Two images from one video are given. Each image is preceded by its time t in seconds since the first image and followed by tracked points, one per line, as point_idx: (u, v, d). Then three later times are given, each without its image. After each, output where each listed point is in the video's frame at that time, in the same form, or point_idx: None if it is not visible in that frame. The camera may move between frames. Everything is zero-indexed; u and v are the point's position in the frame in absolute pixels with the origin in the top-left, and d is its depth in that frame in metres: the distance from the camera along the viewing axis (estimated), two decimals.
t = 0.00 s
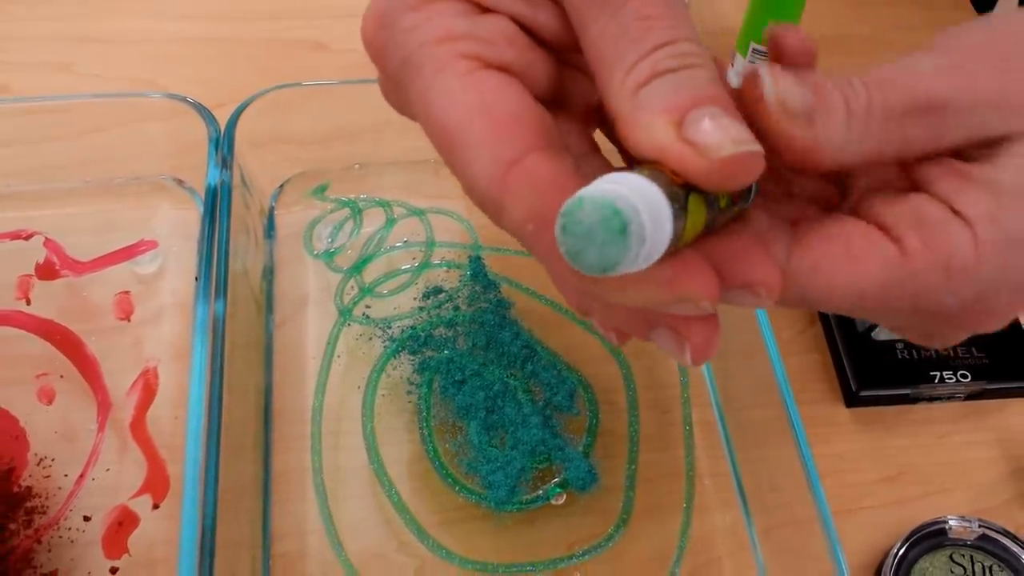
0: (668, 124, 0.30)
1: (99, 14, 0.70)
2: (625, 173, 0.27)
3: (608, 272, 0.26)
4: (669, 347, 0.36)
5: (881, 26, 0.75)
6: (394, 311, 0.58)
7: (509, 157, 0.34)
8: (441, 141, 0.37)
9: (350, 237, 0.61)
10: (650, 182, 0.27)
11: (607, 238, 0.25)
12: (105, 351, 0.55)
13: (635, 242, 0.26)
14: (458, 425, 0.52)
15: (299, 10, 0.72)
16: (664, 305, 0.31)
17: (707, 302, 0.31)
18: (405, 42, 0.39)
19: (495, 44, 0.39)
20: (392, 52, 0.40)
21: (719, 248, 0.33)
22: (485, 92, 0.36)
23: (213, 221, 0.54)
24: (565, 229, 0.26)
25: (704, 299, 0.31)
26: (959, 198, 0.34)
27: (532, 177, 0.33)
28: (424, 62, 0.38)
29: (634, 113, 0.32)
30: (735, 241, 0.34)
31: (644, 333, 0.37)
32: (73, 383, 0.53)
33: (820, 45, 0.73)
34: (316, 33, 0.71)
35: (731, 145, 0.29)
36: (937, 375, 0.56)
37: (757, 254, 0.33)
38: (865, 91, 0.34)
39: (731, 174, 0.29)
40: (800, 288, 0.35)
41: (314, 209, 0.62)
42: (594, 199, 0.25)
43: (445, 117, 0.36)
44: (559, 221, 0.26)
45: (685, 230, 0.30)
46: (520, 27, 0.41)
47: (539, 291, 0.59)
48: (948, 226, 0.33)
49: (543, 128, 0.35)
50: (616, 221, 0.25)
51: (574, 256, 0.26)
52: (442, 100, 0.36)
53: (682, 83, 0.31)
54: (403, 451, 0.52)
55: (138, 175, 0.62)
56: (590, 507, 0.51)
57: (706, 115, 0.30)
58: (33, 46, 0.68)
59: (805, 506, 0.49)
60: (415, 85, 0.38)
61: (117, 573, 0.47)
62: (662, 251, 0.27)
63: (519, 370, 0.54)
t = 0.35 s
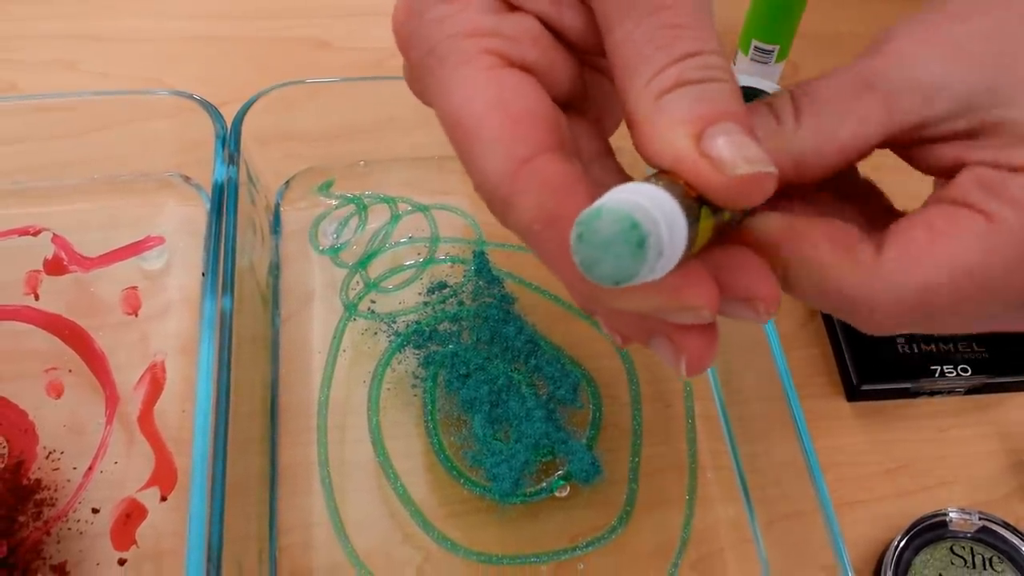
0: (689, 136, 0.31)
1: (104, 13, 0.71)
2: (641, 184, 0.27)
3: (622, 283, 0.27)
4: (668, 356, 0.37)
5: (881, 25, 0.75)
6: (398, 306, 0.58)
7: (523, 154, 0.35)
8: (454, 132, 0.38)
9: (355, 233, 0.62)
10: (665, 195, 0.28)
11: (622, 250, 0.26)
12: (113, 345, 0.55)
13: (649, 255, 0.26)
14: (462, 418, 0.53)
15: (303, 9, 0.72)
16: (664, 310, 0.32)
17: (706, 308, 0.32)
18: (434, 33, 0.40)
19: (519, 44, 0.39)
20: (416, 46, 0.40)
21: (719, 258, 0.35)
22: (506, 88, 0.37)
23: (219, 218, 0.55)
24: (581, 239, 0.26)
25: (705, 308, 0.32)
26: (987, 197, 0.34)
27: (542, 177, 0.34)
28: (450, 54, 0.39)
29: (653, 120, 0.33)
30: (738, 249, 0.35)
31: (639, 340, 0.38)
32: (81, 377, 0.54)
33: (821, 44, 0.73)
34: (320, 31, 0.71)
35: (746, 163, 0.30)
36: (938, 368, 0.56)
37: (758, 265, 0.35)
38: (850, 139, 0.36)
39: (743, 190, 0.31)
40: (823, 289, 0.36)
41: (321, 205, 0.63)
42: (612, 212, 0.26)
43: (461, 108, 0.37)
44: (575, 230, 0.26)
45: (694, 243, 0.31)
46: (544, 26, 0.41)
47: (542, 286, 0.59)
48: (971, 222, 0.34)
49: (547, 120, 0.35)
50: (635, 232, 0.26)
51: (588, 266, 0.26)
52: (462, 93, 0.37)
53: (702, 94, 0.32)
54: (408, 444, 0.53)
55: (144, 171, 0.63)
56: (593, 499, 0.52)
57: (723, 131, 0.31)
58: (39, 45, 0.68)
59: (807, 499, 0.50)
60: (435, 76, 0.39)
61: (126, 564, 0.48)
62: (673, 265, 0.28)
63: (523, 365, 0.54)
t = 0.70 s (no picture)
0: (660, 92, 0.31)
1: (108, 16, 0.71)
2: (603, 141, 0.26)
3: (587, 240, 0.26)
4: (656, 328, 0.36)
5: (882, 29, 0.76)
6: (400, 309, 0.59)
7: (500, 127, 0.35)
8: (427, 112, 0.37)
9: (357, 236, 0.62)
10: (630, 151, 0.27)
11: (585, 206, 0.25)
12: (116, 348, 0.55)
13: (610, 209, 0.25)
14: (464, 421, 0.53)
15: (304, 13, 0.73)
16: (649, 271, 0.31)
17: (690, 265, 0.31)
18: (402, 18, 0.39)
19: (489, 19, 0.40)
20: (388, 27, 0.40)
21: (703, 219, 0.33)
22: (477, 66, 0.37)
23: (222, 220, 0.55)
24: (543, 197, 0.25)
25: (690, 263, 0.31)
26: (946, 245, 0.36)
27: (520, 147, 0.34)
28: (418, 37, 0.38)
29: (625, 82, 0.33)
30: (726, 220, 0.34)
31: (629, 311, 0.37)
32: (83, 380, 0.54)
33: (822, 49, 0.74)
34: (322, 35, 0.71)
35: (717, 111, 0.29)
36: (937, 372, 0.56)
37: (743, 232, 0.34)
38: (855, 144, 0.35)
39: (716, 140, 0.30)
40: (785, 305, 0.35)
41: (323, 208, 0.63)
42: (573, 167, 0.25)
43: (437, 88, 0.37)
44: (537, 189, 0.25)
45: (670, 199, 0.30)
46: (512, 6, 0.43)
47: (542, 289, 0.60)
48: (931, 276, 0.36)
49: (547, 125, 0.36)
50: (598, 188, 0.25)
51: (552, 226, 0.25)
52: (434, 72, 0.37)
53: (673, 51, 0.32)
54: (410, 446, 0.53)
55: (146, 174, 0.63)
56: (594, 502, 0.52)
57: (696, 83, 0.31)
58: (42, 48, 0.69)
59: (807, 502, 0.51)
60: (406, 61, 0.39)
61: (129, 566, 0.48)
62: (637, 222, 0.27)
63: (525, 367, 0.54)
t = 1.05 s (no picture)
0: (647, 130, 0.31)
1: (112, 22, 0.71)
2: (593, 170, 0.27)
3: (568, 264, 0.26)
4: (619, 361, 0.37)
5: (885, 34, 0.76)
6: (404, 316, 0.59)
7: (486, 152, 0.35)
8: (414, 134, 0.37)
9: (361, 243, 0.62)
10: (618, 180, 0.28)
11: (570, 228, 0.25)
12: (119, 355, 0.55)
13: (596, 233, 0.26)
14: (468, 428, 0.53)
15: (308, 19, 0.72)
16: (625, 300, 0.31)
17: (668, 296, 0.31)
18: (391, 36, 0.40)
19: (480, 45, 0.40)
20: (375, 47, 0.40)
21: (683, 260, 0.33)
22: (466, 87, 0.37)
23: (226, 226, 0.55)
24: (531, 218, 0.26)
25: (668, 295, 0.31)
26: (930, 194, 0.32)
27: (504, 175, 0.34)
28: (406, 55, 0.39)
29: (615, 120, 0.32)
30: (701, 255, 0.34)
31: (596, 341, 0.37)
32: (87, 387, 0.54)
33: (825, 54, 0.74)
34: (325, 40, 0.71)
35: (704, 155, 0.30)
36: (942, 379, 0.57)
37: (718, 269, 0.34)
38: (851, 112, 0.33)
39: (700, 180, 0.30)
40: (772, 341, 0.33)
41: (326, 214, 0.63)
42: (559, 190, 0.26)
43: (420, 110, 0.37)
44: (525, 208, 0.26)
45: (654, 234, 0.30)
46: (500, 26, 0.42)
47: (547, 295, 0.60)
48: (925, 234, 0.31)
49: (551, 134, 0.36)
50: (582, 215, 0.25)
51: (537, 245, 0.26)
52: (419, 94, 0.37)
53: (660, 90, 0.32)
54: (414, 453, 0.53)
55: (150, 180, 0.63)
56: (599, 508, 0.52)
57: (682, 124, 0.31)
58: (45, 54, 0.69)
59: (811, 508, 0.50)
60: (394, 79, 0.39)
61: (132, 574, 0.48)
62: (625, 250, 0.28)
63: (528, 375, 0.54)
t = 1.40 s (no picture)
0: (656, 117, 0.32)
1: (111, 26, 0.71)
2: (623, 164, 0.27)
3: (624, 267, 0.26)
4: (582, 395, 0.35)
5: (886, 38, 0.75)
6: (404, 321, 0.58)
7: (496, 139, 0.34)
8: (421, 124, 0.37)
9: (360, 248, 0.62)
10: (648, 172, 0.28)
11: (623, 229, 0.25)
12: (118, 361, 0.55)
13: (649, 227, 0.26)
14: (468, 435, 0.53)
15: (307, 23, 0.72)
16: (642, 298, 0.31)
17: (687, 298, 0.31)
18: (393, 27, 0.39)
19: (484, 34, 0.40)
20: (376, 39, 0.40)
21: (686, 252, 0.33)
22: (472, 74, 0.36)
23: (224, 231, 0.55)
24: (576, 229, 0.26)
25: (686, 297, 0.31)
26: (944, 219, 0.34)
27: (520, 163, 0.33)
28: (413, 46, 0.38)
29: (621, 104, 0.33)
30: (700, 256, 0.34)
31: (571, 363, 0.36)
32: (86, 393, 0.54)
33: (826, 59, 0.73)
34: (325, 44, 0.71)
35: (717, 139, 0.30)
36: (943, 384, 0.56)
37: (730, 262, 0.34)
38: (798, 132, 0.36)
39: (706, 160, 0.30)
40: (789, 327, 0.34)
41: (326, 219, 0.63)
42: (603, 194, 0.26)
43: (430, 100, 0.36)
44: (568, 221, 0.26)
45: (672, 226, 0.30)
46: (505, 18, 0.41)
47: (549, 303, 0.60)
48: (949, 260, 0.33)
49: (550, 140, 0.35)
50: (631, 212, 0.25)
51: (588, 256, 0.26)
52: (430, 84, 0.37)
53: (669, 75, 0.33)
54: (414, 460, 0.53)
55: (149, 186, 0.63)
56: (599, 514, 0.52)
57: (693, 110, 0.31)
58: (44, 58, 0.69)
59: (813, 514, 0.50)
60: (396, 71, 0.39)
61: None
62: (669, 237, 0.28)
63: (529, 381, 0.54)
